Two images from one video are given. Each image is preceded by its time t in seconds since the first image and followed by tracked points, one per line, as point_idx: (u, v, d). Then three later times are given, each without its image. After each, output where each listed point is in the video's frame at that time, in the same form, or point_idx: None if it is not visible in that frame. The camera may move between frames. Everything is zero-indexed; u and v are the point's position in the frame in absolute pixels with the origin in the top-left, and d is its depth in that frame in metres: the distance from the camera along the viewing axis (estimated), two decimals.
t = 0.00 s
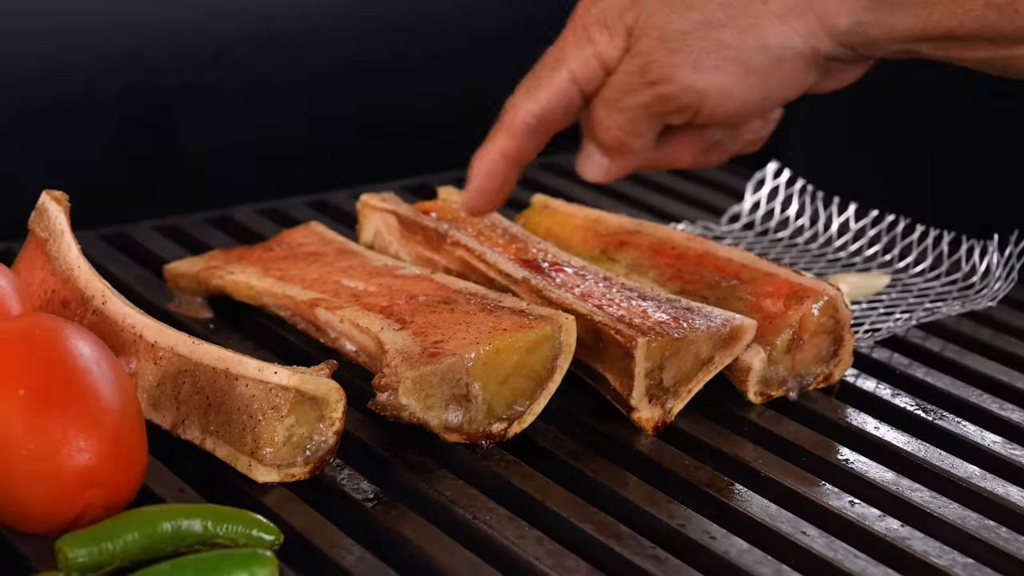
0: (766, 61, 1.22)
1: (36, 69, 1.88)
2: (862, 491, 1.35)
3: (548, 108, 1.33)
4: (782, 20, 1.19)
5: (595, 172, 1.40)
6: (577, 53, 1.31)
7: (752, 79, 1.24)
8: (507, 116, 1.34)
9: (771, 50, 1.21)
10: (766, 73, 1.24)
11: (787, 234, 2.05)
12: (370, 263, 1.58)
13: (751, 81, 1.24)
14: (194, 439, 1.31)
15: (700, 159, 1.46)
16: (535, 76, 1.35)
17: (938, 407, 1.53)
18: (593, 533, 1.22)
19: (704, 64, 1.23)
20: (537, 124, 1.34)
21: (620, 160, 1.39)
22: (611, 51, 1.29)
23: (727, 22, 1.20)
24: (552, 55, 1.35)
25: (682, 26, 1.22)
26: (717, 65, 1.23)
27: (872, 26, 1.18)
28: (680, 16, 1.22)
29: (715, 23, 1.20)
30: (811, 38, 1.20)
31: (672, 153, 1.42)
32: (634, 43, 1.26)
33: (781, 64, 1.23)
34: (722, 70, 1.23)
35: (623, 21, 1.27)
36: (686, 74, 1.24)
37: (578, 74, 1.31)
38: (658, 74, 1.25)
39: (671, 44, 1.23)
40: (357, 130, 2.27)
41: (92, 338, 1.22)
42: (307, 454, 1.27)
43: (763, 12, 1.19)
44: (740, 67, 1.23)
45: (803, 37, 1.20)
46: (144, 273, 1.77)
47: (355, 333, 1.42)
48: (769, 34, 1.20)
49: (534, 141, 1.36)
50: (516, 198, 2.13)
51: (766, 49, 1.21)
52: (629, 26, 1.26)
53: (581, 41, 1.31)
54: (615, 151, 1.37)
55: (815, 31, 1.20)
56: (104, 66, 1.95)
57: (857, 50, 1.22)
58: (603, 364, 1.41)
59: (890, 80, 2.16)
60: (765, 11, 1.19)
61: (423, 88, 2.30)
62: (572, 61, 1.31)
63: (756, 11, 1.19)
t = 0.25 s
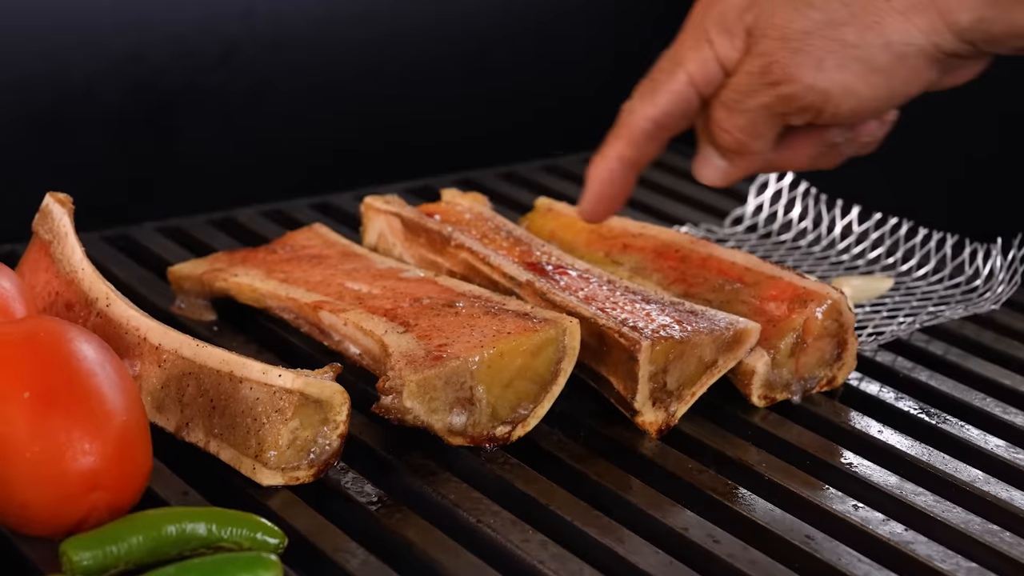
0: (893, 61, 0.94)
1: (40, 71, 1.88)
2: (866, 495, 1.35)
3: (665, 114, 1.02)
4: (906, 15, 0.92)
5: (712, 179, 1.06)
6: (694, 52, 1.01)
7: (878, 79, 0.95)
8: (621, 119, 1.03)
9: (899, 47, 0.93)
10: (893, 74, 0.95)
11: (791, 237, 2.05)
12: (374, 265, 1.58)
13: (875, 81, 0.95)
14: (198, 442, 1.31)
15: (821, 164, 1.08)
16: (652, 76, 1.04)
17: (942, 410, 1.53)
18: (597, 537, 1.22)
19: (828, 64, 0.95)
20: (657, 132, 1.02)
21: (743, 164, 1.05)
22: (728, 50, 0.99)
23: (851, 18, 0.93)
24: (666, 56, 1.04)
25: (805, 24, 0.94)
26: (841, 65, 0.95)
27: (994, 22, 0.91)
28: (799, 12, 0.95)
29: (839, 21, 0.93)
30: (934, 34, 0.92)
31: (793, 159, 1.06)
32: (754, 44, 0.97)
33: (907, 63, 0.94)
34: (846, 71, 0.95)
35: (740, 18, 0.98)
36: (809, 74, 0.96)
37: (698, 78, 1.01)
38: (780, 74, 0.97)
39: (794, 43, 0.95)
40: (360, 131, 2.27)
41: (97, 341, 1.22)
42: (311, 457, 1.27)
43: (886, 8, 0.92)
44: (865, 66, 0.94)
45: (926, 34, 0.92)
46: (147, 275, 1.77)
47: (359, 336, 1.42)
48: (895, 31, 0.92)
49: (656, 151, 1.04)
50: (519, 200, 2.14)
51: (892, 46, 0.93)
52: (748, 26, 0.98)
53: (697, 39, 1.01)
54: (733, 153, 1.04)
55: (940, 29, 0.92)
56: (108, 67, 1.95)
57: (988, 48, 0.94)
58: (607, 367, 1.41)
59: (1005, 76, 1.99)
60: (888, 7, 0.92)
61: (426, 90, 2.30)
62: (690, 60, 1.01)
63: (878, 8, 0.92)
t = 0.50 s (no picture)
0: (959, 79, 1.02)
1: (43, 73, 1.88)
2: (868, 500, 1.35)
3: (724, 125, 1.12)
4: (970, 33, 0.99)
5: (774, 192, 1.18)
6: (756, 67, 1.11)
7: (941, 97, 1.03)
8: (684, 130, 1.14)
9: (963, 65, 1.00)
10: (958, 91, 1.03)
11: (792, 240, 2.05)
12: (376, 269, 1.59)
13: (939, 98, 1.03)
14: (201, 446, 1.31)
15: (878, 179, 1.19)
16: (713, 88, 1.14)
17: (944, 415, 1.53)
18: (599, 542, 1.22)
19: (892, 82, 1.03)
20: (717, 142, 1.13)
21: (803, 178, 1.16)
22: (793, 67, 1.09)
23: (915, 38, 1.01)
24: (728, 69, 1.14)
25: (868, 43, 1.03)
26: (906, 84, 1.03)
27: None
28: (864, 32, 1.03)
29: (902, 41, 1.02)
30: (999, 52, 0.99)
31: (853, 174, 1.17)
32: (818, 62, 1.07)
33: (973, 81, 1.02)
34: (910, 89, 1.03)
35: (804, 38, 1.07)
36: (873, 93, 1.05)
37: (759, 92, 1.11)
38: (844, 92, 1.06)
39: (857, 62, 1.04)
40: (362, 134, 2.27)
41: (100, 345, 1.22)
42: (314, 461, 1.27)
43: (952, 28, 0.99)
44: (930, 84, 1.02)
45: (992, 50, 0.99)
46: (150, 277, 1.78)
47: (361, 340, 1.42)
48: (960, 49, 1.00)
49: (714, 160, 1.15)
50: (521, 203, 2.14)
51: (955, 65, 1.01)
52: (812, 44, 1.07)
53: (760, 55, 1.11)
54: (796, 168, 1.15)
55: (1006, 45, 0.99)
56: (110, 69, 1.95)
57: None
58: (609, 371, 1.41)
59: None
60: (954, 26, 0.99)
61: (428, 93, 2.31)
62: (753, 75, 1.11)
63: (943, 27, 1.00)
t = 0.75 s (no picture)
0: (1017, 84, 1.24)
1: (46, 77, 1.88)
2: (868, 504, 1.35)
3: (779, 127, 1.32)
4: None
5: (830, 198, 1.37)
6: (815, 75, 1.29)
7: (1004, 103, 1.25)
8: (738, 134, 1.35)
9: None
10: (1015, 97, 1.25)
11: (793, 244, 2.05)
12: (378, 272, 1.59)
13: (1001, 105, 1.25)
14: (202, 449, 1.31)
15: (932, 186, 1.42)
16: (771, 96, 1.34)
17: (944, 419, 1.54)
18: (600, 546, 1.22)
19: (955, 91, 1.23)
20: (768, 145, 1.34)
21: (858, 185, 1.35)
22: (855, 77, 1.27)
23: (976, 45, 1.22)
24: (786, 76, 1.33)
25: (931, 51, 1.22)
26: (968, 90, 1.23)
27: None
28: (928, 41, 1.23)
29: (966, 48, 1.22)
30: None
31: (906, 181, 1.39)
32: (879, 71, 1.25)
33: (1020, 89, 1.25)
34: (972, 96, 1.23)
35: (868, 47, 1.26)
36: (937, 102, 1.23)
37: (817, 98, 1.30)
38: (906, 101, 1.24)
39: (919, 71, 1.23)
40: (364, 137, 2.27)
41: (103, 349, 1.22)
42: (315, 465, 1.27)
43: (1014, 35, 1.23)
44: (993, 91, 1.24)
45: None
46: (150, 280, 1.78)
47: (362, 343, 1.42)
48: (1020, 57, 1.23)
49: (764, 162, 1.36)
50: (523, 207, 2.14)
51: (1016, 71, 1.23)
52: (874, 52, 1.26)
53: (818, 65, 1.30)
54: (854, 175, 1.34)
55: None
56: (113, 73, 1.95)
57: None
58: (610, 376, 1.41)
59: None
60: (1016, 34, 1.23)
61: (430, 96, 2.31)
62: (810, 81, 1.30)
63: (1005, 34, 1.23)
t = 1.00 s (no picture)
0: (970, 109, 1.16)
1: (47, 82, 1.89)
2: (869, 510, 1.35)
3: (731, 116, 1.26)
4: (989, 66, 1.14)
5: (778, 203, 1.30)
6: (772, 74, 1.24)
7: (954, 128, 1.18)
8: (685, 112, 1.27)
9: (977, 98, 1.15)
10: (971, 123, 1.17)
11: (794, 249, 2.06)
12: (378, 277, 1.59)
13: (953, 129, 1.18)
14: (203, 454, 1.31)
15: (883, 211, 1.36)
16: (725, 85, 1.28)
17: (944, 425, 1.54)
18: (601, 551, 1.22)
19: (905, 111, 1.17)
20: (713, 133, 1.27)
21: (810, 193, 1.28)
22: (809, 86, 1.23)
23: (932, 66, 1.15)
24: (744, 70, 1.28)
25: (885, 70, 1.17)
26: (919, 112, 1.17)
27: None
28: (880, 61, 1.17)
29: (921, 70, 1.16)
30: (1015, 88, 1.14)
31: (857, 200, 1.32)
32: (834, 84, 1.20)
33: (984, 114, 1.17)
34: (923, 118, 1.17)
35: (824, 57, 1.21)
36: (885, 121, 1.18)
37: (768, 97, 1.25)
38: (856, 118, 1.18)
39: (872, 89, 1.17)
40: (365, 142, 2.27)
41: (103, 354, 1.22)
42: (316, 470, 1.27)
43: (973, 58, 1.14)
44: (943, 114, 1.17)
45: (1009, 84, 1.14)
46: (152, 284, 1.78)
47: (363, 348, 1.42)
48: (978, 80, 1.14)
49: (705, 150, 1.28)
50: (524, 211, 2.14)
51: (971, 96, 1.15)
52: (831, 64, 1.21)
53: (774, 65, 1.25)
54: (806, 183, 1.27)
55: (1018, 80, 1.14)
56: (114, 78, 1.95)
57: None
58: (610, 381, 1.41)
59: None
60: (975, 57, 1.14)
61: (431, 101, 2.31)
62: (767, 78, 1.25)
63: (964, 58, 1.15)
